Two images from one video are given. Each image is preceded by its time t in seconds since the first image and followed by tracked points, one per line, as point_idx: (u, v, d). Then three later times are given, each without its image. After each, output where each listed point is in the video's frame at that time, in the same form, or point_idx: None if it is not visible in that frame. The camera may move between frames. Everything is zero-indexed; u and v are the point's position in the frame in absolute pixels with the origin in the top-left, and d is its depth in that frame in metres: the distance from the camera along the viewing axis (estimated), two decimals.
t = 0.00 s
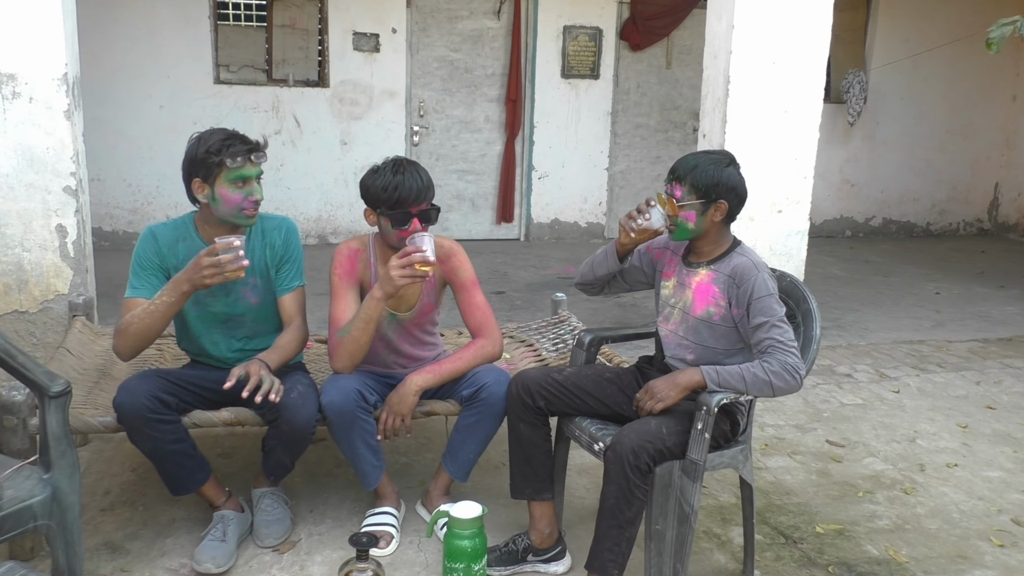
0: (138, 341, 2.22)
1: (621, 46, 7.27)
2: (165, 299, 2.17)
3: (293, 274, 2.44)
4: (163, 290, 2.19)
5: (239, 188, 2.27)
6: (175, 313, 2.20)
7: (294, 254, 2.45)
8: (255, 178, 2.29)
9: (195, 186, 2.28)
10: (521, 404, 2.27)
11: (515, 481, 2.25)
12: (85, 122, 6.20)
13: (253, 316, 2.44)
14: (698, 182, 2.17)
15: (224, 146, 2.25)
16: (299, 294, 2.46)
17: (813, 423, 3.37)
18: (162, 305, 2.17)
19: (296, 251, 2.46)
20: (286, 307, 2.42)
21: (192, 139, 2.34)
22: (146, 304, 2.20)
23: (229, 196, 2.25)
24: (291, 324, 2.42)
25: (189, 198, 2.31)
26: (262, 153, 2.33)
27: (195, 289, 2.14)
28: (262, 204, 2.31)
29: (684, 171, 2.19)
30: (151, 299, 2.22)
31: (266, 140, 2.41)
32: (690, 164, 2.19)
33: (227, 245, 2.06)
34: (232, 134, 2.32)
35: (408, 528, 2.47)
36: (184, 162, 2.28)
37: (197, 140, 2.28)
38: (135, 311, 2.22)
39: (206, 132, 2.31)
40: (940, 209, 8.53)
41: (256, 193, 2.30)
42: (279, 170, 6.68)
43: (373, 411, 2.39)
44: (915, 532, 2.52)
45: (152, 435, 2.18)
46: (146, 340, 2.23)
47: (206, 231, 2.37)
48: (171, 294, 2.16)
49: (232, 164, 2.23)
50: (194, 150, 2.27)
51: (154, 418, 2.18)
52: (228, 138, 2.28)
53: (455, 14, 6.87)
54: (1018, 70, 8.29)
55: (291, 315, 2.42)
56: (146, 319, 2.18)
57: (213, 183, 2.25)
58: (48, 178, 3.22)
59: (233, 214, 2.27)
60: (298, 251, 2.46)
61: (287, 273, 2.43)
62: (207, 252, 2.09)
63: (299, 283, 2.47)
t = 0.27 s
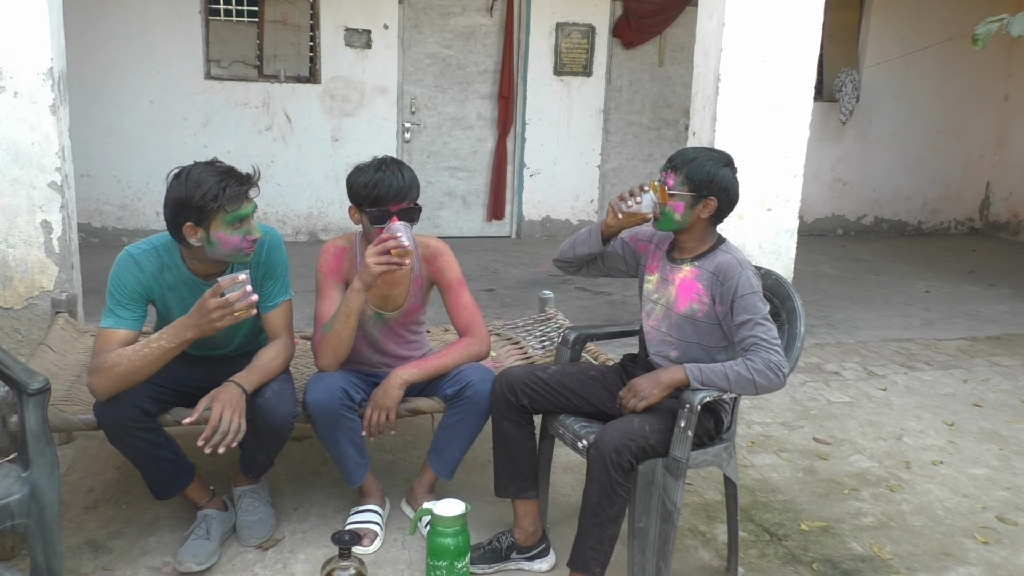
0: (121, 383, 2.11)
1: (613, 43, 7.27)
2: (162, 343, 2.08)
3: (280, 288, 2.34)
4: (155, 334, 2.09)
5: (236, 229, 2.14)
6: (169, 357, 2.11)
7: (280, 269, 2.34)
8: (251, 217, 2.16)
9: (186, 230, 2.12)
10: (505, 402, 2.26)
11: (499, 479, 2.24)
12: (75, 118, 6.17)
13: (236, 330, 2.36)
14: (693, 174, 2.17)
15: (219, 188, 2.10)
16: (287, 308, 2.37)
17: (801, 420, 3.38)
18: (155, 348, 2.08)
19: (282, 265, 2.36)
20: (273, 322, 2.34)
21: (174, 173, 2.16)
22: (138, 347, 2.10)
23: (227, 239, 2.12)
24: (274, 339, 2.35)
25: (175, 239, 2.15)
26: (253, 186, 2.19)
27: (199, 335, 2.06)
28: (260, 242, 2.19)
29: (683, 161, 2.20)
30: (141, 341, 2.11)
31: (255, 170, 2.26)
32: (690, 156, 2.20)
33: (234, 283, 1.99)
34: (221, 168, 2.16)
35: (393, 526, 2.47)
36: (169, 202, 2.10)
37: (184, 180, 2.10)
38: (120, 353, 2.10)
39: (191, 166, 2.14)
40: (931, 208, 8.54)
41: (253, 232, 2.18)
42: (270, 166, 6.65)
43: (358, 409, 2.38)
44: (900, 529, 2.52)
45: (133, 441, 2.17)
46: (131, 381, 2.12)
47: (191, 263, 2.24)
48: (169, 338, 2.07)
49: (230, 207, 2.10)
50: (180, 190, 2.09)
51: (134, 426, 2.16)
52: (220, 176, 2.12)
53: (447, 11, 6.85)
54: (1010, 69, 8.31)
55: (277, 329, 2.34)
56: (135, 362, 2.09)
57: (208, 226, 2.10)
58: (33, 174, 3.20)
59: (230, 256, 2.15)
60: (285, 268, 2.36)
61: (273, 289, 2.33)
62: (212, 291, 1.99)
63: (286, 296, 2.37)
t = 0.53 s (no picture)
0: (112, 360, 2.10)
1: (602, 36, 7.25)
2: (147, 321, 2.05)
3: (263, 273, 2.32)
4: (139, 311, 2.06)
5: (209, 192, 2.11)
6: (154, 334, 2.09)
7: (261, 252, 2.31)
8: (226, 180, 2.14)
9: (155, 192, 2.08)
10: (490, 395, 2.26)
11: (485, 473, 2.25)
12: (58, 109, 6.10)
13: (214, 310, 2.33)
14: (683, 166, 2.16)
15: (192, 147, 2.08)
16: (272, 291, 2.35)
17: (787, 413, 3.39)
18: (141, 326, 2.06)
19: (263, 248, 2.32)
20: (255, 308, 2.31)
21: (145, 132, 2.14)
22: (123, 324, 2.07)
23: (200, 203, 2.09)
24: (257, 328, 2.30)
25: (146, 203, 2.11)
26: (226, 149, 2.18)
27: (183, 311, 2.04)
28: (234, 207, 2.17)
29: (675, 152, 2.18)
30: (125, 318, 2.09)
31: (229, 132, 2.24)
32: (682, 147, 2.19)
33: (219, 263, 1.96)
34: (194, 128, 2.14)
35: (379, 519, 2.46)
36: (140, 164, 2.08)
37: (156, 141, 2.07)
38: (106, 331, 2.09)
39: (164, 126, 2.12)
40: (918, 202, 8.58)
41: (228, 196, 2.15)
42: (258, 159, 6.61)
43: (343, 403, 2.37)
44: (883, 522, 2.54)
45: (111, 445, 2.12)
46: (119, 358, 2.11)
47: (164, 233, 2.21)
48: (153, 317, 2.05)
49: (203, 167, 2.08)
50: (153, 149, 2.07)
51: (112, 431, 2.10)
52: (193, 135, 2.10)
53: (435, 2, 6.81)
54: (997, 63, 8.34)
55: (261, 319, 2.31)
56: (122, 338, 2.06)
57: (179, 189, 2.07)
58: (15, 165, 3.17)
59: (204, 221, 2.12)
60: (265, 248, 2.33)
61: (255, 274, 2.31)
62: (195, 272, 1.97)
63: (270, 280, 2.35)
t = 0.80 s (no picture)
0: (123, 361, 2.11)
1: (617, 34, 7.23)
2: (149, 308, 2.08)
3: (261, 280, 2.33)
4: (140, 302, 2.09)
5: (179, 193, 2.15)
6: (159, 325, 2.11)
7: (255, 259, 2.32)
8: (194, 181, 2.18)
9: (128, 198, 2.14)
10: (501, 395, 2.26)
11: (497, 473, 2.25)
12: (76, 109, 6.16)
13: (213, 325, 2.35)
14: (694, 170, 2.15)
15: (155, 150, 2.13)
16: (274, 297, 2.36)
17: (802, 413, 3.36)
18: (144, 316, 2.08)
19: (258, 255, 2.33)
20: (261, 312, 2.32)
21: (114, 146, 2.20)
22: (127, 318, 2.10)
23: (170, 204, 2.13)
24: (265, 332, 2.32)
25: (123, 211, 2.17)
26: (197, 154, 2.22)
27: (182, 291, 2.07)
28: (206, 209, 2.20)
29: (683, 157, 2.17)
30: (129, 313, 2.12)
31: (196, 138, 2.28)
32: (689, 150, 2.17)
33: (213, 237, 2.02)
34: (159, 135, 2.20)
35: (391, 518, 2.47)
36: (113, 172, 2.14)
37: (124, 147, 2.13)
38: (111, 332, 2.10)
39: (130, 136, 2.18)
40: (938, 199, 8.49)
41: (198, 197, 2.19)
42: (274, 158, 6.65)
43: (355, 402, 2.38)
44: (899, 524, 2.51)
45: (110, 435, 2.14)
46: (130, 357, 2.11)
47: (150, 244, 2.26)
48: (155, 302, 2.07)
49: (168, 168, 2.12)
50: (120, 159, 2.13)
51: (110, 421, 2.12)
52: (157, 140, 2.15)
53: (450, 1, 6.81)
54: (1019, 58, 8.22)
55: (267, 323, 2.32)
56: (127, 333, 2.08)
57: (150, 192, 2.12)
58: (33, 166, 3.20)
59: (177, 223, 2.15)
60: (261, 257, 2.34)
61: (253, 280, 2.32)
62: (191, 245, 2.02)
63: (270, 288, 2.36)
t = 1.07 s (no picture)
0: (139, 343, 2.16)
1: (638, 33, 7.20)
2: (162, 291, 2.12)
3: (276, 273, 2.36)
4: (155, 286, 2.13)
5: (188, 187, 2.19)
6: (172, 307, 2.15)
7: (268, 253, 2.35)
8: (203, 174, 2.21)
9: (141, 191, 2.19)
10: (522, 395, 2.28)
11: (536, 467, 2.27)
12: (103, 112, 6.26)
13: (229, 320, 2.38)
14: (715, 193, 2.10)
15: (164, 144, 2.17)
16: (290, 289, 2.38)
17: (825, 415, 3.33)
18: (158, 298, 2.12)
19: (271, 249, 2.36)
20: (276, 303, 2.35)
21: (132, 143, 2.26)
22: (142, 302, 2.15)
23: (179, 197, 2.17)
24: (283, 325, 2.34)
25: (139, 205, 2.23)
26: (207, 148, 2.25)
27: (193, 273, 2.10)
28: (214, 202, 2.23)
29: (698, 186, 2.11)
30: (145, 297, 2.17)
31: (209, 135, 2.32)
32: (699, 176, 2.10)
33: (224, 218, 2.05)
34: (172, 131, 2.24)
35: (410, 518, 2.48)
36: (127, 167, 2.20)
37: (138, 143, 2.19)
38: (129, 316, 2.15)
39: (146, 133, 2.24)
40: (965, 198, 8.36)
41: (207, 190, 2.22)
42: (296, 160, 6.70)
43: (373, 401, 2.39)
44: (923, 528, 2.48)
45: (132, 427, 2.16)
46: (147, 340, 2.17)
47: (168, 238, 2.30)
48: (167, 284, 2.11)
49: (174, 162, 2.15)
50: (134, 155, 2.19)
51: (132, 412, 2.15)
52: (167, 135, 2.20)
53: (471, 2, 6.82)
54: None
55: (285, 313, 2.35)
56: (142, 316, 2.13)
57: (160, 185, 2.17)
58: (60, 169, 3.26)
59: (185, 216, 2.19)
60: (276, 251, 2.37)
61: (268, 274, 2.35)
62: (203, 228, 2.05)
63: (287, 280, 2.39)
